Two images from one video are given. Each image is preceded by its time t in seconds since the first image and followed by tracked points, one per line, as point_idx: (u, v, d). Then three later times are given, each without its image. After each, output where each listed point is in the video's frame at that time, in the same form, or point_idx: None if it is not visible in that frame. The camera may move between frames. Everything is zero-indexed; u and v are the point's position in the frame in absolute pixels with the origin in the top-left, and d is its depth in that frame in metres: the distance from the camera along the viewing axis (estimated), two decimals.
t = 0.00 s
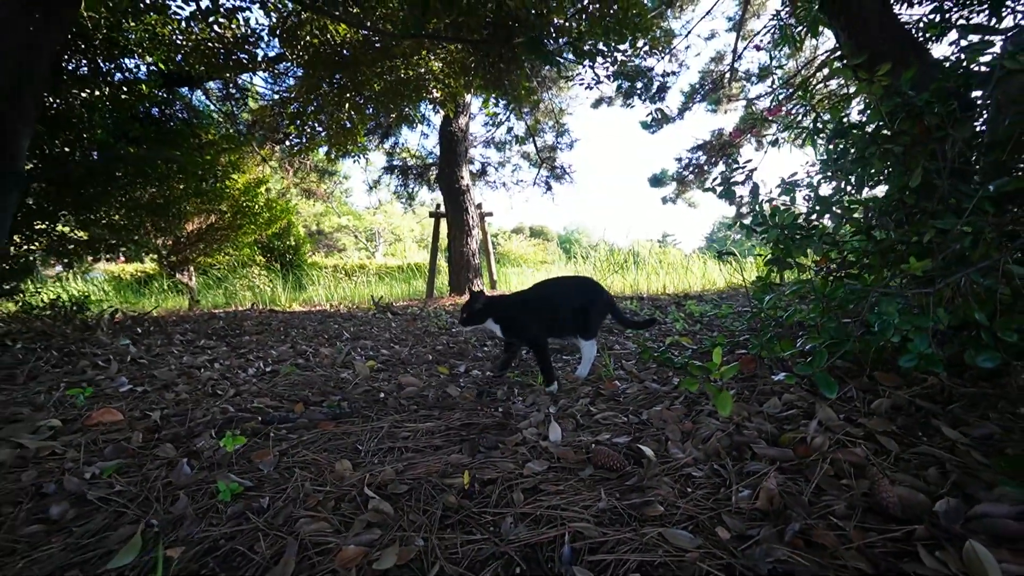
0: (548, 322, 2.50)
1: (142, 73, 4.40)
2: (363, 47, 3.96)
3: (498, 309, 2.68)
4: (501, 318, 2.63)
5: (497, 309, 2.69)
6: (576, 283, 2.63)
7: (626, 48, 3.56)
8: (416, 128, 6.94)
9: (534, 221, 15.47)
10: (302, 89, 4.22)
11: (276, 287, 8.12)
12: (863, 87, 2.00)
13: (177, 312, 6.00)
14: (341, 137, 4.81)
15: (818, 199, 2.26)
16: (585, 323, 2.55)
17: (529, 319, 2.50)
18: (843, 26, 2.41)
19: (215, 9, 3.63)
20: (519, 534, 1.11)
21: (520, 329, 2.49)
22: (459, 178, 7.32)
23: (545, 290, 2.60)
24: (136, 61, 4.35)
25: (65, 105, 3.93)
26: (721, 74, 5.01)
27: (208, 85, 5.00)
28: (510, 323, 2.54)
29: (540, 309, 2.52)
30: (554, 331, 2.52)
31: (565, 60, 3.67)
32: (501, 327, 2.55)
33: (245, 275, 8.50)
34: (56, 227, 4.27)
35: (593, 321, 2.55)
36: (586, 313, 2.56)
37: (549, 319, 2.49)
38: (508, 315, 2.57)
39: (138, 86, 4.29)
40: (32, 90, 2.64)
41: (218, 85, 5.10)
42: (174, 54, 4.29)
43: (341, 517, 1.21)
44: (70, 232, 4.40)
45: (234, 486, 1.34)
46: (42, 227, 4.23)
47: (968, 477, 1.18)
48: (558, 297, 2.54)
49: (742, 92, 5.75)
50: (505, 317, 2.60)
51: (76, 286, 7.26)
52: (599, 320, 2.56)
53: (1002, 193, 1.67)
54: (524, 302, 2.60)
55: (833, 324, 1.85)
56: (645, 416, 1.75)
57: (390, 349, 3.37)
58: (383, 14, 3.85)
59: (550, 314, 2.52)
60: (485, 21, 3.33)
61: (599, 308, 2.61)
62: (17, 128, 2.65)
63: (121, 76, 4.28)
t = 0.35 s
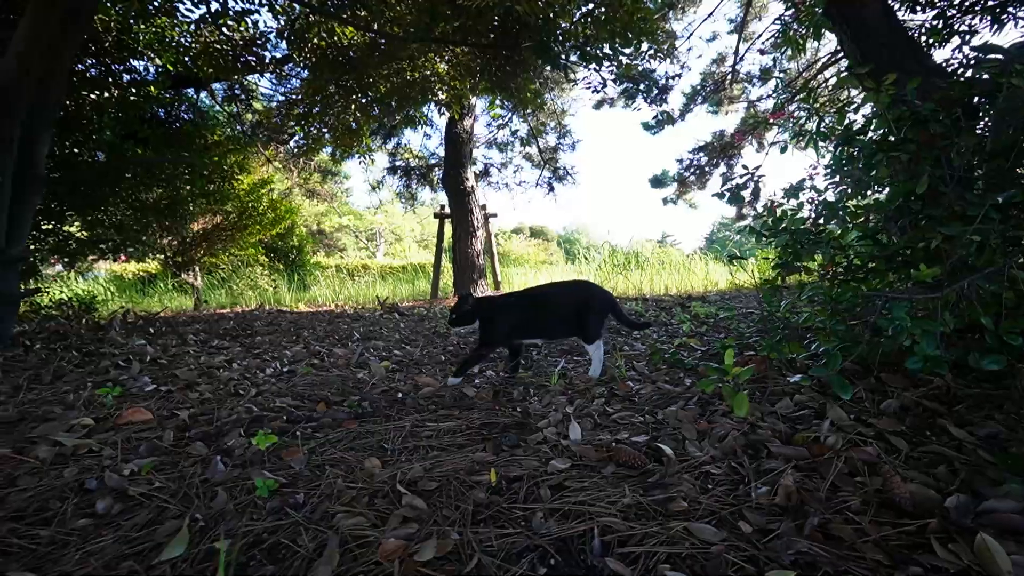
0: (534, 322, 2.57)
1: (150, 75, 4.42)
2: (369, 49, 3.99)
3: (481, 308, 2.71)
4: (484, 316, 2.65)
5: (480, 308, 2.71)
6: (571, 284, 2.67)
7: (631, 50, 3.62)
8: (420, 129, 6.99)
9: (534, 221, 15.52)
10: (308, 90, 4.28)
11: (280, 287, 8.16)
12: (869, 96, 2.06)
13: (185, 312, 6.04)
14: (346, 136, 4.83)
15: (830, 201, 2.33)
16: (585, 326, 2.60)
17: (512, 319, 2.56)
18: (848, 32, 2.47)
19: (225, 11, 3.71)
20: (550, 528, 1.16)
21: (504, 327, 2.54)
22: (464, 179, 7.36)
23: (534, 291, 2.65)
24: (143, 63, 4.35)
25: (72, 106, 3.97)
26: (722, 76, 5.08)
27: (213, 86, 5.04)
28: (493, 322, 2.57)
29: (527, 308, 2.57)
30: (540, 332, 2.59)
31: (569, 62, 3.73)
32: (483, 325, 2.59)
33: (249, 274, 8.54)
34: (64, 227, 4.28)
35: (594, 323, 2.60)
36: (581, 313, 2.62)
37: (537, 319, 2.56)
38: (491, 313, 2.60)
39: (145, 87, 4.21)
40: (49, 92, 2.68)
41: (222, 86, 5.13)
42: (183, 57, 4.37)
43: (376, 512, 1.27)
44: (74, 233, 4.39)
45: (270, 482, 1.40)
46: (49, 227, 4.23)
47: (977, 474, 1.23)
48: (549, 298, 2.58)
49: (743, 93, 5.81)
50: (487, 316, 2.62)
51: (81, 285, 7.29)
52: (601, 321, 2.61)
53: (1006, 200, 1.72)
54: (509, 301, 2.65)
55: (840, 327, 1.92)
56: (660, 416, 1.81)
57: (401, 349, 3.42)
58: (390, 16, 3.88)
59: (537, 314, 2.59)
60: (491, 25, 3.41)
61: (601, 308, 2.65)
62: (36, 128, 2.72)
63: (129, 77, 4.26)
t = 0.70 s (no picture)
0: (523, 325, 2.62)
1: (158, 73, 4.44)
2: (374, 50, 4.02)
3: (472, 309, 2.78)
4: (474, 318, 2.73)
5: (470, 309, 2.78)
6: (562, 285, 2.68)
7: (639, 51, 3.63)
8: (424, 129, 7.00)
9: (535, 220, 15.55)
10: (313, 90, 4.28)
11: (285, 286, 8.19)
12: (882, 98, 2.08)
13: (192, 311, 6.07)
14: (352, 135, 4.86)
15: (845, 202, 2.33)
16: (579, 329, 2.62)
17: (501, 322, 2.64)
18: (854, 34, 2.49)
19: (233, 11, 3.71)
20: (580, 520, 1.19)
21: (494, 332, 2.62)
22: (469, 179, 7.38)
23: (524, 293, 2.68)
24: (152, 62, 4.38)
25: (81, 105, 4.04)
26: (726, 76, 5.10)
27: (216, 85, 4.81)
28: (482, 326, 2.65)
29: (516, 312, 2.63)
30: (531, 334, 2.64)
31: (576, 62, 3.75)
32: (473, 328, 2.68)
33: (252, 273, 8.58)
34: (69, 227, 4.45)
35: (587, 326, 2.60)
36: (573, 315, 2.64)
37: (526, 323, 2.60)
38: (481, 317, 2.68)
39: (154, 86, 4.28)
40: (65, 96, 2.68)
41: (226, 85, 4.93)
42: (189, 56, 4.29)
43: (407, 505, 1.29)
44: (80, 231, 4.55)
45: (301, 476, 1.42)
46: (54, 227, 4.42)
47: (996, 469, 1.26)
48: (538, 302, 2.61)
49: (746, 93, 5.83)
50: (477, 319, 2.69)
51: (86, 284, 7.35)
52: (595, 322, 2.61)
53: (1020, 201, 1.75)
54: (499, 303, 2.71)
55: (855, 325, 1.93)
56: (678, 412, 1.83)
57: (413, 347, 3.45)
58: (398, 16, 3.90)
59: (527, 316, 2.64)
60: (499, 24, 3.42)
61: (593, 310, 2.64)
62: (55, 129, 2.75)
63: (137, 75, 4.32)
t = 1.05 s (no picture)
0: (515, 328, 2.68)
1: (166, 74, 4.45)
2: (382, 51, 4.06)
3: (464, 306, 2.87)
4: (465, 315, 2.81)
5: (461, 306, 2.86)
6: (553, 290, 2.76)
7: (645, 51, 3.65)
8: (429, 129, 7.03)
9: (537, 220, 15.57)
10: (320, 90, 4.30)
11: (290, 285, 8.22)
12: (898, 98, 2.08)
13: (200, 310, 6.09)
14: (357, 135, 4.85)
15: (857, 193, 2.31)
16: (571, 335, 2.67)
17: (491, 321, 2.70)
18: (864, 35, 2.52)
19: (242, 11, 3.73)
20: (609, 515, 1.20)
21: (483, 330, 2.68)
22: (474, 179, 7.39)
23: (518, 295, 2.74)
24: (160, 63, 4.39)
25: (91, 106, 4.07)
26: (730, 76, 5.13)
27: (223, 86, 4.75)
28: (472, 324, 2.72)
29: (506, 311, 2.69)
30: (522, 335, 2.69)
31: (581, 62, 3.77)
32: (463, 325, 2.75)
33: (257, 273, 8.61)
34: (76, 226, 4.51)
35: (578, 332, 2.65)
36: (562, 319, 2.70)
37: (515, 322, 2.66)
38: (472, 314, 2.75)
39: (161, 87, 4.35)
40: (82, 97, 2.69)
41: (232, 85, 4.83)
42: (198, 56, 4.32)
43: (435, 500, 1.31)
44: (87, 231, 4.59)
45: (327, 472, 1.44)
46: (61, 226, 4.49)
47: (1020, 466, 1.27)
48: (529, 303, 2.67)
49: (750, 93, 5.84)
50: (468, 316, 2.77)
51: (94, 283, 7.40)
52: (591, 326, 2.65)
53: None
54: (493, 304, 2.76)
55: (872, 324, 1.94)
56: (696, 410, 1.84)
57: (424, 346, 3.47)
58: (406, 16, 3.91)
59: (517, 316, 2.71)
60: (506, 24, 3.44)
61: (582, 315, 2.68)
62: (71, 129, 2.75)
63: (145, 77, 4.33)
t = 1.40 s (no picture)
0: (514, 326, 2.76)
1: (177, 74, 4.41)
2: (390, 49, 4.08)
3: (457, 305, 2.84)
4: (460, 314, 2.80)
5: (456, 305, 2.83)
6: (544, 286, 2.88)
7: (654, 50, 3.66)
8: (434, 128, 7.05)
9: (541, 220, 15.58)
10: (329, 88, 4.32)
11: (297, 285, 8.26)
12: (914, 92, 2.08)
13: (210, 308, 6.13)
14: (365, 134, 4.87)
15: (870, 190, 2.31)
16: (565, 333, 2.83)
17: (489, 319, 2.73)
18: (875, 33, 2.53)
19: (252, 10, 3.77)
20: (637, 504, 1.21)
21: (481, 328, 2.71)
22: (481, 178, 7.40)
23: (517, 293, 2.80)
24: (171, 63, 4.37)
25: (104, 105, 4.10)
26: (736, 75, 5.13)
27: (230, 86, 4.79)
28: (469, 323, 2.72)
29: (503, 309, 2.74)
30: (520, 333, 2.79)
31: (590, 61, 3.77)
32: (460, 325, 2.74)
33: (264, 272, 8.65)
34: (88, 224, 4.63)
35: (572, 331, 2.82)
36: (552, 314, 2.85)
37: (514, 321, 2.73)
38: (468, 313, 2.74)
39: (172, 87, 4.28)
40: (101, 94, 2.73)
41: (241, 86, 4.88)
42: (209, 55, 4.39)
43: (463, 490, 1.32)
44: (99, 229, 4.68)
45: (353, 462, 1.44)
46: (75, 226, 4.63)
47: None
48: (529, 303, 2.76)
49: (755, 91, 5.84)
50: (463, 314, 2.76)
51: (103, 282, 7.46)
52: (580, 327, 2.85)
53: None
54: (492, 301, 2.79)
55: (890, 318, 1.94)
56: (715, 403, 1.85)
57: (436, 343, 3.49)
58: (415, 15, 3.91)
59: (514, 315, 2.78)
60: (514, 23, 3.46)
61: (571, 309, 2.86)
62: (89, 126, 2.80)
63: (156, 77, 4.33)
